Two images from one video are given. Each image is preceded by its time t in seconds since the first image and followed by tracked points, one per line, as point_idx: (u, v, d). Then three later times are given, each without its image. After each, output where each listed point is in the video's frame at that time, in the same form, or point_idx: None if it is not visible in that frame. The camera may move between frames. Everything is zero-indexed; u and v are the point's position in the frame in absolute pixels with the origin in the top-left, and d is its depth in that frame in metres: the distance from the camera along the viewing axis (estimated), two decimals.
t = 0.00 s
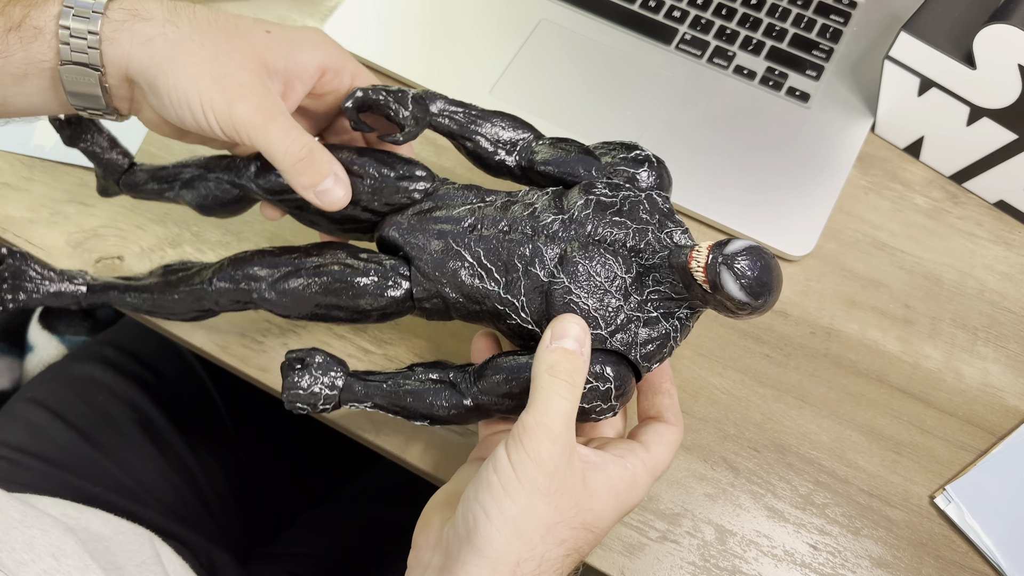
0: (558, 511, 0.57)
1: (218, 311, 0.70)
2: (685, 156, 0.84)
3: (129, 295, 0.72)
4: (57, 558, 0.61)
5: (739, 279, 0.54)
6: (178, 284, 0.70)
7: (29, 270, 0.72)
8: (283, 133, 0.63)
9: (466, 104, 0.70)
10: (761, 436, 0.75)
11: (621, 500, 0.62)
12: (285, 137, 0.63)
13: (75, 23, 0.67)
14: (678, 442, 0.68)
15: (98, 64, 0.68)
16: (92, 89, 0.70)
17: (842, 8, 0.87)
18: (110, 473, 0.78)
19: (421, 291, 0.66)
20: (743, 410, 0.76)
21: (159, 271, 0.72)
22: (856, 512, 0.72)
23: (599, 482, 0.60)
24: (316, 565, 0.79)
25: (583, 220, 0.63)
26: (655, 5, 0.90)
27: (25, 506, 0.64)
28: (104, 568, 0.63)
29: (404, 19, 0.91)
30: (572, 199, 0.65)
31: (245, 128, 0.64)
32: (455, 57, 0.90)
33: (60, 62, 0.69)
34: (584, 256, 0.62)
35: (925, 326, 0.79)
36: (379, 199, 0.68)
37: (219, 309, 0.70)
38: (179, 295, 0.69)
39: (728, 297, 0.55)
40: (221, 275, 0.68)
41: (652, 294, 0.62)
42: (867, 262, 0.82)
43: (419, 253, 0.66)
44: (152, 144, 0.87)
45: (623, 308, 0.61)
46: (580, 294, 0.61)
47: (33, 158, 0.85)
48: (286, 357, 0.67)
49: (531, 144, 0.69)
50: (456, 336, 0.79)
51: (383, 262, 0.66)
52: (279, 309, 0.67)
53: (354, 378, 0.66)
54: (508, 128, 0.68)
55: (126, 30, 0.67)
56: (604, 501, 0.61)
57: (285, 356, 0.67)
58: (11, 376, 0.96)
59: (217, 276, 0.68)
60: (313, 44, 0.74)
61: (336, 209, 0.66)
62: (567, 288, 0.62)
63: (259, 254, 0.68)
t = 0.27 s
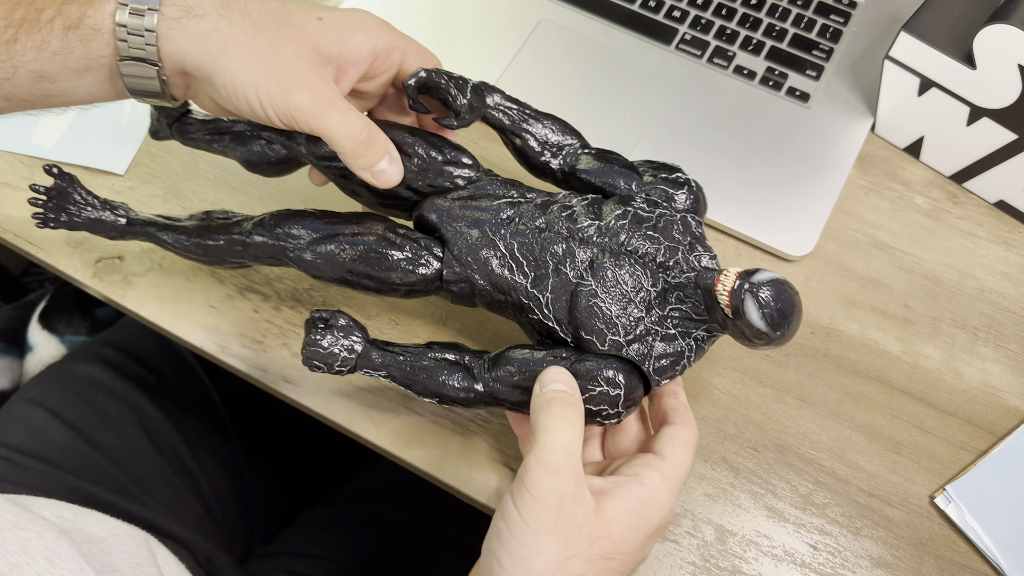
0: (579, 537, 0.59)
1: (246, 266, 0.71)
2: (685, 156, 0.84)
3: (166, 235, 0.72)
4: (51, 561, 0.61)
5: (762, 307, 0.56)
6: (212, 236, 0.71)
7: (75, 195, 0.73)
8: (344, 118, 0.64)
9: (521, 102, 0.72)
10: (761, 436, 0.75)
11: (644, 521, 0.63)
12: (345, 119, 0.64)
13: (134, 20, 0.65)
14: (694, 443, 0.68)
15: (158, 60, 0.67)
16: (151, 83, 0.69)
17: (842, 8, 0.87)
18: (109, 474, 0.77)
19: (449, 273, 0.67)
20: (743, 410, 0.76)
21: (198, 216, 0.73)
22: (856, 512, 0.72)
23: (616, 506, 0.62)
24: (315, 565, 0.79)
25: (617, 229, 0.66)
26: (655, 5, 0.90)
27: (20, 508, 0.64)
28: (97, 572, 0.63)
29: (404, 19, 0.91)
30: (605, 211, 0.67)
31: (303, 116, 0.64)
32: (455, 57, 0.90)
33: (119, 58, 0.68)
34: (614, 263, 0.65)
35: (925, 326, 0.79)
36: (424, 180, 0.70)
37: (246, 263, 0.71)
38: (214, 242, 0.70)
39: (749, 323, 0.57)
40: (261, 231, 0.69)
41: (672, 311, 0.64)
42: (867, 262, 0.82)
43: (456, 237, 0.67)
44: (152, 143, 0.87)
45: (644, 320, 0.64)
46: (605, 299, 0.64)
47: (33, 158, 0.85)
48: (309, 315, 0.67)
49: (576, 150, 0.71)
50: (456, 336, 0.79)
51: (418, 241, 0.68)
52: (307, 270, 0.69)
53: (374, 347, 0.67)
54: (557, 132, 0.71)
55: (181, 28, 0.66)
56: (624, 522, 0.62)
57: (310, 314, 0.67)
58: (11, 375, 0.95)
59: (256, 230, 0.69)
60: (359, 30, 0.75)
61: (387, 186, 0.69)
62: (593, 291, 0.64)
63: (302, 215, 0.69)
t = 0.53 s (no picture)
0: (606, 563, 0.58)
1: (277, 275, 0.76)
2: (685, 157, 0.84)
3: (202, 245, 0.76)
4: (59, 566, 0.61)
5: (779, 337, 0.58)
6: (245, 249, 0.75)
7: (116, 203, 0.76)
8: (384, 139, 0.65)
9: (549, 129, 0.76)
10: (761, 436, 0.75)
11: (670, 548, 0.62)
12: (385, 140, 0.65)
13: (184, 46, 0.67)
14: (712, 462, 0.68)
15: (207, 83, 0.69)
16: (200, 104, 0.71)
17: (842, 8, 0.87)
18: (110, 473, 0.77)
19: (475, 291, 0.71)
20: (743, 410, 0.76)
21: (233, 228, 0.77)
22: (856, 512, 0.72)
23: (640, 532, 0.61)
24: (315, 565, 0.79)
25: (638, 255, 0.69)
26: (655, 5, 0.90)
27: (26, 513, 0.64)
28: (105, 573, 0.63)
29: (403, 20, 0.91)
30: (630, 238, 0.70)
31: (345, 136, 0.66)
32: (455, 57, 0.90)
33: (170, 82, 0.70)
34: (635, 288, 0.67)
35: (925, 326, 0.79)
36: (452, 202, 0.73)
37: (277, 273, 0.75)
38: (248, 255, 0.74)
39: (766, 352, 0.59)
40: (295, 246, 0.73)
41: (691, 337, 0.67)
42: (867, 262, 0.82)
43: (482, 258, 0.71)
44: (153, 143, 0.87)
45: (663, 345, 0.66)
46: (625, 323, 0.66)
47: (32, 157, 0.85)
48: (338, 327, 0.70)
49: (601, 178, 0.75)
50: (456, 336, 0.79)
51: (446, 259, 0.71)
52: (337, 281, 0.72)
53: (398, 361, 0.70)
54: (583, 159, 0.75)
55: (230, 51, 0.68)
56: (650, 547, 0.61)
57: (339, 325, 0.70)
58: (12, 374, 0.95)
59: (288, 245, 0.73)
60: (399, 57, 0.75)
61: (419, 206, 0.70)
62: (614, 315, 0.67)
63: (334, 230, 0.73)
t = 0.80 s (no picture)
0: (619, 564, 0.58)
1: (291, 281, 0.76)
2: (686, 157, 0.84)
3: (217, 250, 0.76)
4: (61, 565, 0.61)
5: (789, 343, 0.60)
6: (260, 253, 0.75)
7: (132, 208, 0.77)
8: (399, 150, 0.66)
9: (560, 140, 0.77)
10: (761, 436, 0.75)
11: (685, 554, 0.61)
12: (399, 150, 0.66)
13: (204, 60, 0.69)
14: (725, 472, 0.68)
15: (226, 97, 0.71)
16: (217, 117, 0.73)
17: (842, 9, 0.87)
18: (111, 472, 0.77)
19: (487, 297, 0.71)
20: (743, 410, 0.76)
21: (247, 234, 0.77)
22: (856, 512, 0.72)
23: (654, 536, 0.61)
24: (315, 565, 0.79)
25: (648, 263, 0.70)
26: (655, 5, 0.90)
27: (27, 512, 0.64)
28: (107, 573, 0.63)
29: (404, 20, 0.92)
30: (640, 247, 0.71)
31: (362, 147, 0.67)
32: (455, 57, 0.90)
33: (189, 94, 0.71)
34: (647, 295, 0.68)
35: (924, 326, 0.79)
36: (465, 210, 0.74)
37: (291, 279, 0.76)
38: (263, 259, 0.75)
39: (776, 358, 0.61)
40: (311, 251, 0.73)
41: (701, 344, 0.67)
42: (867, 262, 0.82)
43: (495, 263, 0.71)
44: (153, 143, 0.87)
45: (674, 350, 0.67)
46: (637, 329, 0.67)
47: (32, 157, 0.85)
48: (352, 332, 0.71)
49: (608, 187, 0.76)
50: (456, 336, 0.79)
51: (457, 266, 0.72)
52: (351, 286, 0.73)
53: (410, 366, 0.70)
54: (592, 170, 0.75)
55: (250, 66, 0.69)
56: (665, 552, 0.60)
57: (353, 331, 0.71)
58: (12, 374, 0.95)
59: (302, 251, 0.73)
60: (417, 67, 0.75)
61: (432, 214, 0.72)
62: (626, 320, 0.67)
63: (349, 237, 0.74)
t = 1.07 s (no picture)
0: (611, 559, 0.58)
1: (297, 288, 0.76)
2: (686, 157, 0.84)
3: (223, 257, 0.77)
4: (63, 566, 0.61)
5: (788, 346, 0.60)
6: (265, 259, 0.75)
7: (139, 214, 0.77)
8: (404, 157, 0.66)
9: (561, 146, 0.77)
10: (761, 436, 0.75)
11: (682, 555, 0.61)
12: (405, 158, 0.66)
13: (210, 71, 0.69)
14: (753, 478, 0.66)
15: (233, 107, 0.71)
16: (224, 127, 0.73)
17: (841, 9, 0.87)
18: (111, 472, 0.77)
19: (490, 301, 0.71)
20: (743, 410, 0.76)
21: (253, 240, 0.77)
22: (856, 512, 0.72)
23: (650, 535, 0.60)
24: (316, 565, 0.79)
25: (650, 268, 0.70)
26: (655, 5, 0.90)
27: (29, 513, 0.64)
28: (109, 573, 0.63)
29: (404, 20, 0.92)
30: (640, 252, 0.71)
31: (368, 156, 0.67)
32: (456, 57, 0.90)
33: (196, 105, 0.71)
34: (648, 299, 0.68)
35: (924, 326, 0.79)
36: (469, 215, 0.74)
37: (297, 285, 0.76)
38: (268, 264, 0.75)
39: (775, 361, 0.61)
40: (316, 256, 0.73)
41: (702, 346, 0.68)
42: (867, 262, 0.82)
43: (497, 268, 0.71)
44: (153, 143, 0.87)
45: (674, 353, 0.67)
46: (638, 332, 0.67)
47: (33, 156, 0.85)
48: (357, 337, 0.71)
49: (609, 193, 0.76)
50: (456, 336, 0.79)
51: (461, 271, 0.72)
52: (356, 293, 0.72)
53: (415, 369, 0.70)
54: (594, 175, 0.75)
55: (256, 76, 0.70)
56: (659, 549, 0.60)
57: (358, 336, 0.71)
58: (12, 374, 0.95)
59: (308, 256, 0.74)
60: (421, 75, 0.75)
61: (435, 220, 0.72)
62: (628, 324, 0.67)
63: (354, 243, 0.74)
